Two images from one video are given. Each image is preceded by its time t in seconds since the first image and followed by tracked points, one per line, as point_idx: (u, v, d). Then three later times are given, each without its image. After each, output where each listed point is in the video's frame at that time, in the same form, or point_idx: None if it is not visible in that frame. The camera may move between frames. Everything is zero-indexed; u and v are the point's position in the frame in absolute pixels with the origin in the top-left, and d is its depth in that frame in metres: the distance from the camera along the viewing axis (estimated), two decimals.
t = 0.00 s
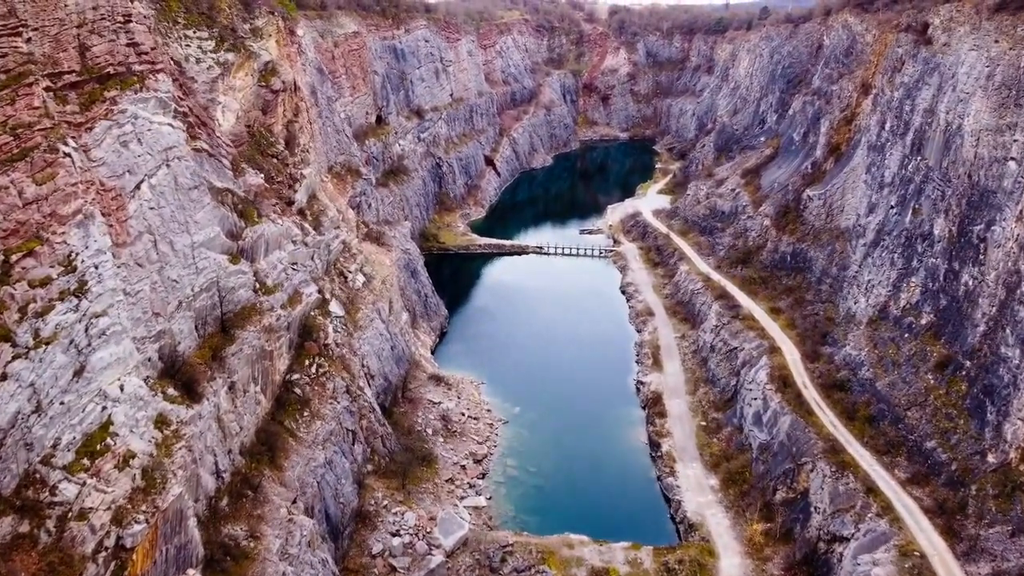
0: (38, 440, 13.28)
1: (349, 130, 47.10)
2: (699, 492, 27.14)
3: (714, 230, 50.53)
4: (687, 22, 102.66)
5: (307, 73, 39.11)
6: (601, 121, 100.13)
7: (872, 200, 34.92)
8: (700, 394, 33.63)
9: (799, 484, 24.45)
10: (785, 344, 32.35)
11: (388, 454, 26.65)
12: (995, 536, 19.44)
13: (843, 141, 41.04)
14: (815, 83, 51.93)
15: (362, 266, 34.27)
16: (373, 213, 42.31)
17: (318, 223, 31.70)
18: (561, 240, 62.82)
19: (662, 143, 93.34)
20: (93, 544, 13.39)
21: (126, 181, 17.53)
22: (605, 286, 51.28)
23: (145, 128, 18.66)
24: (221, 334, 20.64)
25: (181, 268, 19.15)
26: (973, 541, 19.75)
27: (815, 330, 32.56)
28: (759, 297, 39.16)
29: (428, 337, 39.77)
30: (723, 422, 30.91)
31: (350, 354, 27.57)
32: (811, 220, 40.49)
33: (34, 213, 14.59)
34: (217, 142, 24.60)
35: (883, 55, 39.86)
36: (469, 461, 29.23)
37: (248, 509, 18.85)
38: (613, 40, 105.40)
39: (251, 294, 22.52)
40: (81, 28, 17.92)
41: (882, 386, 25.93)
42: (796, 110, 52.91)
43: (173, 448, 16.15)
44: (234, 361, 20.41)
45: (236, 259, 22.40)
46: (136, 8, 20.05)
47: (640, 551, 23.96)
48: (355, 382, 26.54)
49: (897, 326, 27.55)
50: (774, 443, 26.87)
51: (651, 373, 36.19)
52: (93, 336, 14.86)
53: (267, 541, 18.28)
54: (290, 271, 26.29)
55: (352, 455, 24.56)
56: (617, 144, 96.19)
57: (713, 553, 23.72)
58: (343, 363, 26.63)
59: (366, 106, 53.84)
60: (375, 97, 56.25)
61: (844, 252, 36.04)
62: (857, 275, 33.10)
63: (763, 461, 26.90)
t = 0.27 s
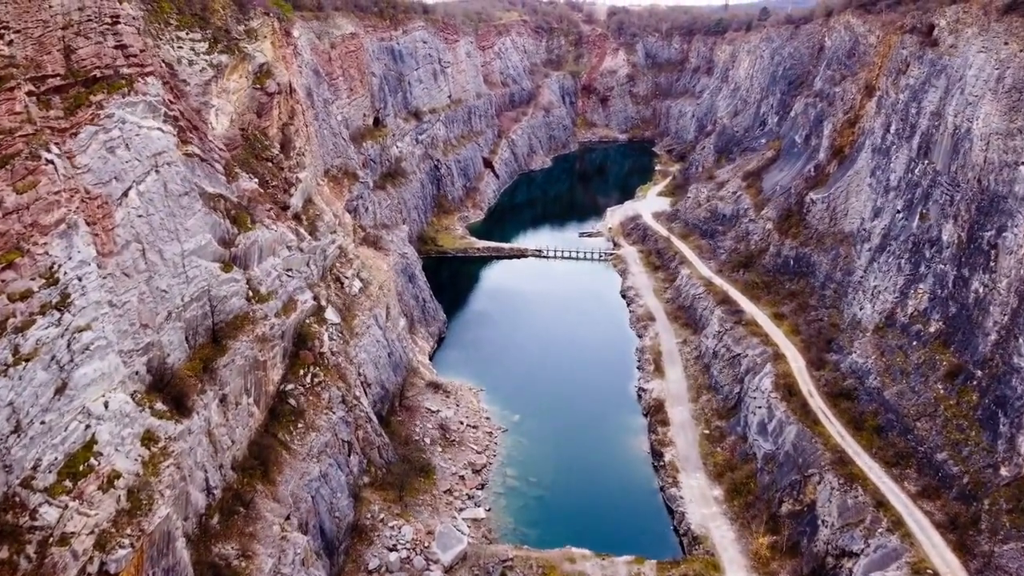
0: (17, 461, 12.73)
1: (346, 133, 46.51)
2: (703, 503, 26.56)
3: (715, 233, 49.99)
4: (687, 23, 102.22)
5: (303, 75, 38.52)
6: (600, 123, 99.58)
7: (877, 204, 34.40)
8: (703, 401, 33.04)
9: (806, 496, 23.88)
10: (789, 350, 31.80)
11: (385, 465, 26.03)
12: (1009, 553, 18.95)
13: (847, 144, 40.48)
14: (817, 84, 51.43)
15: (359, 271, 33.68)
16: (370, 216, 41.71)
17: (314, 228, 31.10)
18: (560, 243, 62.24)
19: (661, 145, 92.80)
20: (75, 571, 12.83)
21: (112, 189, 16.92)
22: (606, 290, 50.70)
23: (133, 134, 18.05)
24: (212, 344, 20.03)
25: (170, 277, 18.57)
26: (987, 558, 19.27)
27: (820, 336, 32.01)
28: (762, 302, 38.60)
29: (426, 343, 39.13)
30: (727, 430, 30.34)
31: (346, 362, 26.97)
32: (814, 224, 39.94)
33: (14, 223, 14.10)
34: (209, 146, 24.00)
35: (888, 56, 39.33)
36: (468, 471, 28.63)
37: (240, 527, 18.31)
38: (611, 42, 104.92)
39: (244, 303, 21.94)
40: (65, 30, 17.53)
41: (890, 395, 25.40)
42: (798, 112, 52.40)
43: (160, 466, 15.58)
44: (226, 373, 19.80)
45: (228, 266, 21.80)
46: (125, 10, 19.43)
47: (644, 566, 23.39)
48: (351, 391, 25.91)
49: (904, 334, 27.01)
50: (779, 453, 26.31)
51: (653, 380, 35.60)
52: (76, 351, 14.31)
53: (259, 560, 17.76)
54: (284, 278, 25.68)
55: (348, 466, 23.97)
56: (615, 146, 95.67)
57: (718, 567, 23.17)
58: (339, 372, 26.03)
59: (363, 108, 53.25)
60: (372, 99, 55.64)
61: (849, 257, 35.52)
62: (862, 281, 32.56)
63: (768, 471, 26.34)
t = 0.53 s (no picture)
0: None
1: (341, 135, 45.89)
2: (706, 515, 26.00)
3: (715, 236, 49.48)
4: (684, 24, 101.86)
5: (298, 77, 37.94)
6: (597, 124, 99.07)
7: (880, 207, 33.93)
8: (705, 409, 32.49)
9: (812, 508, 23.34)
10: (792, 357, 31.27)
11: (380, 476, 25.44)
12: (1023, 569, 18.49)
13: (848, 146, 39.97)
14: (817, 86, 50.98)
15: (355, 277, 33.10)
16: (365, 220, 41.12)
17: (308, 233, 30.50)
18: (558, 246, 61.68)
19: (659, 146, 92.34)
20: None
21: (96, 196, 16.37)
22: (604, 294, 50.12)
23: (118, 139, 17.50)
24: (201, 356, 19.44)
25: (158, 287, 17.95)
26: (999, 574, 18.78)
27: (823, 343, 31.50)
28: (763, 307, 38.07)
29: (423, 348, 38.48)
30: (729, 439, 29.81)
31: (341, 371, 26.38)
32: (816, 228, 39.44)
33: None
34: (200, 150, 23.40)
35: (890, 58, 38.86)
36: (466, 482, 28.04)
37: (230, 546, 17.82)
38: (609, 43, 104.44)
39: (234, 312, 21.34)
40: (48, 33, 17.23)
41: (897, 404, 24.92)
42: (797, 114, 51.94)
43: (145, 486, 15.07)
44: (215, 385, 19.23)
45: (219, 275, 21.21)
46: (111, 10, 18.96)
47: None
48: (346, 401, 25.31)
49: (911, 341, 26.50)
50: (784, 463, 25.77)
51: (653, 387, 35.04)
52: (56, 368, 13.82)
53: None
54: (277, 285, 25.09)
55: (342, 479, 23.40)
56: (613, 147, 95.17)
57: None
58: (334, 381, 25.45)
59: (359, 110, 52.64)
60: (368, 101, 55.05)
61: (851, 261, 35.02)
62: (866, 286, 32.06)
63: (773, 482, 25.79)
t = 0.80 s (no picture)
0: None
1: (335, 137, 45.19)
2: (709, 527, 25.41)
3: (713, 240, 48.95)
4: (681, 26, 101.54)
5: (290, 79, 37.25)
6: (593, 126, 98.53)
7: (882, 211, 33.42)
8: (705, 417, 31.91)
9: (818, 521, 22.78)
10: (794, 363, 30.71)
11: (374, 489, 24.80)
12: None
13: (849, 149, 39.44)
14: (816, 88, 50.49)
15: (348, 283, 32.43)
16: (360, 224, 40.43)
17: (301, 239, 29.81)
18: (555, 249, 61.07)
19: (655, 148, 91.88)
20: None
21: (77, 206, 15.75)
22: (602, 298, 49.51)
23: (100, 145, 16.82)
24: (188, 369, 18.85)
25: (142, 299, 17.35)
26: None
27: (826, 350, 30.95)
28: (763, 312, 37.53)
29: (418, 355, 37.79)
30: (731, 448, 29.25)
31: (334, 381, 25.70)
32: (816, 231, 38.89)
33: None
34: (188, 155, 22.71)
35: (891, 60, 38.37)
36: (462, 493, 27.41)
37: (218, 567, 17.37)
38: (605, 44, 103.89)
39: (223, 323, 20.69)
40: (26, 35, 16.49)
41: (903, 415, 24.44)
42: (796, 116, 51.49)
43: (127, 509, 14.73)
44: (202, 401, 18.61)
45: (207, 284, 20.56)
46: (93, 10, 18.30)
47: None
48: (338, 412, 24.65)
49: (917, 349, 25.97)
50: (787, 474, 25.22)
51: (653, 394, 34.44)
52: (33, 388, 13.28)
53: None
54: (267, 293, 24.40)
55: (335, 493, 22.78)
56: (609, 149, 94.62)
57: None
58: (326, 392, 24.79)
59: (353, 112, 51.94)
60: (363, 102, 54.35)
61: (853, 265, 34.51)
62: (869, 292, 31.52)
63: (776, 493, 25.21)
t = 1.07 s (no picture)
0: None
1: (329, 140, 44.54)
2: (712, 539, 24.87)
3: (712, 243, 48.43)
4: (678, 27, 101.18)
5: (284, 80, 36.63)
6: (590, 127, 97.99)
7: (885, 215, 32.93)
8: (707, 424, 31.36)
9: (823, 534, 22.27)
10: (797, 370, 30.18)
11: (369, 502, 24.20)
12: None
13: (850, 151, 38.94)
14: (816, 89, 50.06)
15: (343, 289, 31.80)
16: (354, 228, 39.79)
17: (294, 244, 29.16)
18: (552, 251, 60.49)
19: (652, 149, 91.38)
20: None
21: (57, 214, 15.25)
22: (600, 302, 48.93)
23: (82, 151, 16.29)
24: (175, 382, 18.24)
25: (127, 310, 16.77)
26: None
27: (829, 356, 30.42)
28: (764, 316, 37.01)
29: (414, 361, 37.14)
30: (733, 457, 28.72)
31: (328, 390, 25.10)
32: (817, 235, 38.37)
33: None
34: (176, 159, 22.10)
35: (893, 61, 37.90)
36: (459, 505, 26.83)
37: None
38: (602, 45, 103.43)
39: (211, 333, 20.07)
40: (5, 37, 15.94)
41: (910, 424, 23.98)
42: (795, 118, 51.04)
43: (109, 532, 14.40)
44: (189, 414, 18.05)
45: (195, 293, 19.95)
46: (76, 10, 17.75)
47: None
48: (332, 423, 24.04)
49: (923, 356, 25.49)
50: (792, 485, 24.71)
51: (653, 401, 33.86)
52: (8, 408, 12.88)
53: None
54: (259, 301, 23.78)
55: (328, 507, 22.20)
56: (605, 150, 94.10)
57: None
58: (319, 402, 24.18)
59: (348, 113, 51.30)
60: (358, 104, 53.72)
61: (855, 270, 34.02)
62: (872, 297, 31.00)
63: (780, 505, 24.67)
